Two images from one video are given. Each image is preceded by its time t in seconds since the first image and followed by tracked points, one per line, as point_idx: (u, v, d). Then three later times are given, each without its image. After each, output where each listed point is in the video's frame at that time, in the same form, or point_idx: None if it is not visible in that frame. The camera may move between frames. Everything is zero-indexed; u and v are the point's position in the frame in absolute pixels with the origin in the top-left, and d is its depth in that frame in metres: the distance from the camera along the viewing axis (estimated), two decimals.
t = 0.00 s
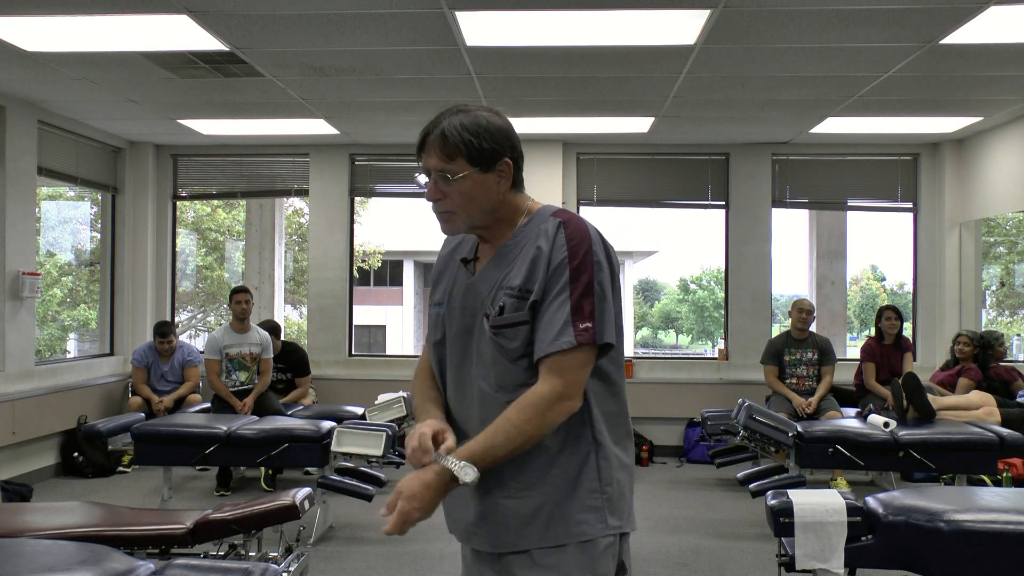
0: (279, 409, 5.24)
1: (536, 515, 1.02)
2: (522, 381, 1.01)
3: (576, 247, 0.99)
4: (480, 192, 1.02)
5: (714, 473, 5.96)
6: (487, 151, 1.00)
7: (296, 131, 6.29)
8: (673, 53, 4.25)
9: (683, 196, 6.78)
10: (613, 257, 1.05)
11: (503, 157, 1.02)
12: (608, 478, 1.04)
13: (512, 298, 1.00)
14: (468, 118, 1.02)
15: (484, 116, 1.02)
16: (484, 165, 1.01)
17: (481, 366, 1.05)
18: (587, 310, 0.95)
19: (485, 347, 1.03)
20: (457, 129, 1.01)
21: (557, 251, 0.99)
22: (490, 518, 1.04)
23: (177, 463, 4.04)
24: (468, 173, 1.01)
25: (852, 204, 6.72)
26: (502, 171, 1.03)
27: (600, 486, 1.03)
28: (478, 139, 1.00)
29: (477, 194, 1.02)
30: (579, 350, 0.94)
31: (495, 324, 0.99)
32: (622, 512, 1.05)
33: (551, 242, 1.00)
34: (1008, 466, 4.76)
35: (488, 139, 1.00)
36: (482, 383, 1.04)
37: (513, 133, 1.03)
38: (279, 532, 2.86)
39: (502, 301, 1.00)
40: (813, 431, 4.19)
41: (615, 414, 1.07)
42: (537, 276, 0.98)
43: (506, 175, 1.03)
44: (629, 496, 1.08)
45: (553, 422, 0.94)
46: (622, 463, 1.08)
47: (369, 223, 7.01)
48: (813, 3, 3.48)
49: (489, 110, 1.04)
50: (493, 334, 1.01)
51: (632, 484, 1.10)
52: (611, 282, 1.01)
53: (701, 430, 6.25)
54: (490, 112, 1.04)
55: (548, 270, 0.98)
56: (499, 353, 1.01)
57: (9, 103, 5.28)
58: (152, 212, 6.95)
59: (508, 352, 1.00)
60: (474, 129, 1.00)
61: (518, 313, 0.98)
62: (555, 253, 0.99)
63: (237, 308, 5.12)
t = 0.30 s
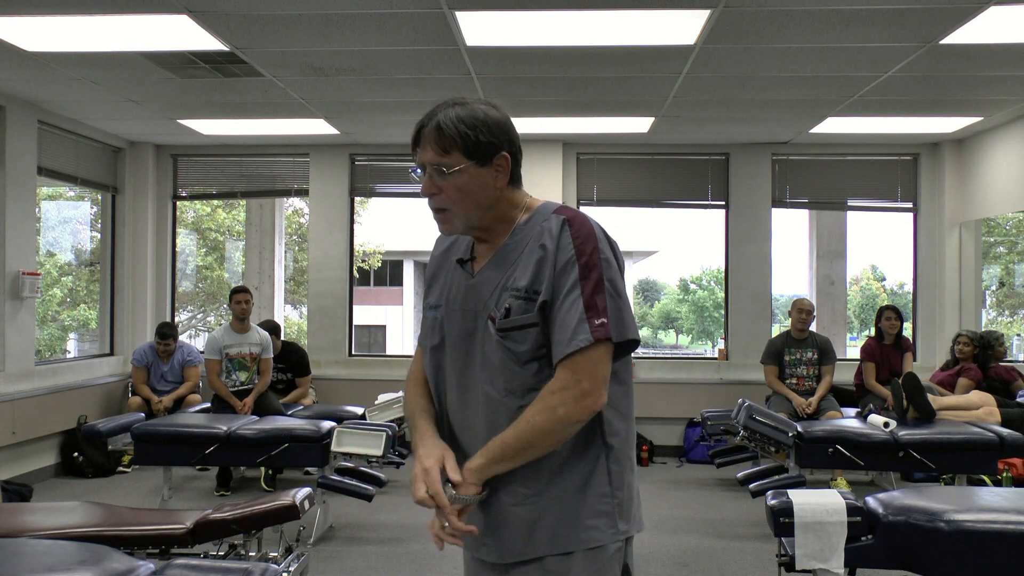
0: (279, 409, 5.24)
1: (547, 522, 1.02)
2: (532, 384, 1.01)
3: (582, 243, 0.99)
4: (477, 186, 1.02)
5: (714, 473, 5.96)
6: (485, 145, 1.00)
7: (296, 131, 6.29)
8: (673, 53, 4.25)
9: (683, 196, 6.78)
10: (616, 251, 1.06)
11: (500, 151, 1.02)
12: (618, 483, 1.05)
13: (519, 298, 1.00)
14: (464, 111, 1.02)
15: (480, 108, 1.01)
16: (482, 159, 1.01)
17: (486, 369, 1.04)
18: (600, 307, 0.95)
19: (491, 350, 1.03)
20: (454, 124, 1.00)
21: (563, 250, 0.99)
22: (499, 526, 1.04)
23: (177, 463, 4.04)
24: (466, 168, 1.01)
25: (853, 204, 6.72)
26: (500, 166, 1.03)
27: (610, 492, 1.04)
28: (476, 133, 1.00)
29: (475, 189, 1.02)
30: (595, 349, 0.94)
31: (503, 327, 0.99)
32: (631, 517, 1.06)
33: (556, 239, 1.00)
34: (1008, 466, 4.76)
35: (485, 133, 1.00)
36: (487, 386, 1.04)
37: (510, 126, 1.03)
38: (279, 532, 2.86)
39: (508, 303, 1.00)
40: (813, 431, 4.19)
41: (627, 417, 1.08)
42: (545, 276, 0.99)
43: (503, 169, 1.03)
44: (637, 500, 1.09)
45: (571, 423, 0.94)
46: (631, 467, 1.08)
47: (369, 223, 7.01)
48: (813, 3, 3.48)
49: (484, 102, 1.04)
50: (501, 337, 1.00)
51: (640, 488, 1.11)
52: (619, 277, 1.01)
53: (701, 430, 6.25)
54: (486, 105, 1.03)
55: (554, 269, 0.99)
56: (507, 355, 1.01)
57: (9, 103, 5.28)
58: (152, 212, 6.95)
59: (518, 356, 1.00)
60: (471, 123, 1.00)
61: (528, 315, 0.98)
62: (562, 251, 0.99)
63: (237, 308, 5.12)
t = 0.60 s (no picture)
0: (279, 409, 5.24)
1: (556, 532, 1.01)
2: (533, 385, 1.00)
3: (587, 239, 0.99)
4: (471, 176, 1.01)
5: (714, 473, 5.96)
6: (482, 133, 1.00)
7: (296, 131, 6.29)
8: (673, 53, 4.25)
9: (683, 196, 6.78)
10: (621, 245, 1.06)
11: (498, 139, 1.01)
12: (627, 491, 1.04)
13: (519, 295, 0.99)
14: (460, 98, 1.01)
15: (479, 96, 1.01)
16: (479, 148, 1.00)
17: (482, 367, 1.03)
18: (609, 304, 0.95)
19: (488, 348, 1.02)
20: (453, 111, 1.00)
21: (569, 245, 0.99)
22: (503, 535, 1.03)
23: (177, 463, 4.04)
24: (462, 158, 1.00)
25: (853, 204, 6.72)
26: (498, 155, 1.02)
27: (620, 500, 1.03)
28: (474, 121, 0.99)
29: (470, 179, 1.01)
30: (608, 349, 0.95)
31: (502, 324, 0.98)
32: (641, 526, 1.06)
33: (558, 234, 1.00)
34: (1009, 466, 4.76)
35: (483, 120, 0.99)
36: (483, 386, 1.03)
37: (510, 115, 1.02)
38: (279, 532, 2.86)
39: (506, 299, 1.00)
40: (813, 431, 4.19)
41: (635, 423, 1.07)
42: (547, 272, 0.98)
43: (501, 160, 1.02)
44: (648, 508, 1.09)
45: (590, 430, 0.94)
46: (642, 474, 1.08)
47: (369, 223, 7.01)
48: (812, 3, 3.48)
49: (483, 89, 1.03)
50: (500, 335, 1.00)
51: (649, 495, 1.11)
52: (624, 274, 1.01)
53: (702, 430, 6.24)
54: (486, 92, 1.03)
55: (557, 265, 0.98)
56: (506, 354, 1.00)
57: (10, 103, 5.28)
58: (152, 212, 6.95)
59: (517, 355, 0.99)
60: (470, 111, 1.00)
61: (528, 312, 0.98)
62: (566, 247, 0.99)
63: (237, 308, 5.12)
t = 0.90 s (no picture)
0: (279, 409, 5.23)
1: (535, 545, 0.95)
2: (507, 390, 0.95)
3: (563, 238, 0.93)
4: (443, 173, 0.97)
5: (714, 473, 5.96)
6: (452, 128, 0.95)
7: (296, 131, 6.29)
8: (674, 53, 4.25)
9: (683, 196, 6.78)
10: (605, 245, 1.00)
11: (472, 134, 0.96)
12: (614, 501, 0.98)
13: (489, 297, 0.94)
14: (433, 90, 0.97)
15: (453, 89, 0.97)
16: (451, 143, 0.96)
17: (455, 371, 0.98)
18: (584, 308, 0.89)
19: (459, 352, 0.98)
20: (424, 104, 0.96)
21: (543, 245, 0.93)
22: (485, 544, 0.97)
23: (177, 463, 4.04)
24: (434, 153, 0.96)
25: (852, 204, 6.72)
26: (472, 150, 0.97)
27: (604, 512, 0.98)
28: (446, 115, 0.95)
29: (440, 175, 0.97)
30: (584, 355, 0.89)
31: (471, 327, 0.94)
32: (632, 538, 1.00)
33: (530, 233, 0.94)
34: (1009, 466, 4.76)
35: (456, 115, 0.95)
36: (456, 390, 0.98)
37: (487, 109, 0.98)
38: (279, 532, 2.86)
39: (476, 300, 0.95)
40: (813, 431, 4.19)
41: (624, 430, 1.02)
42: (517, 274, 0.93)
43: (475, 155, 0.98)
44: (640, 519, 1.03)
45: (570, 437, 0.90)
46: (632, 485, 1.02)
47: (368, 223, 7.00)
48: (812, 3, 3.48)
49: (463, 84, 0.99)
50: (470, 338, 0.95)
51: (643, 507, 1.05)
52: (606, 276, 0.95)
53: (701, 430, 6.24)
54: (464, 87, 0.99)
55: (530, 266, 0.93)
56: (477, 358, 0.95)
57: (10, 103, 5.28)
58: (152, 212, 6.95)
59: (487, 359, 0.95)
60: (442, 104, 0.96)
61: (498, 315, 0.93)
62: (540, 246, 0.93)
63: (237, 308, 5.12)
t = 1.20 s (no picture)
0: (279, 409, 5.23)
1: (449, 543, 0.97)
2: (425, 388, 0.97)
3: (489, 240, 0.96)
4: (376, 173, 1.01)
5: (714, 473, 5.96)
6: (385, 131, 0.99)
7: (296, 131, 6.29)
8: (674, 53, 4.25)
9: (683, 195, 6.78)
10: (533, 250, 1.02)
11: (406, 137, 1.00)
12: (534, 504, 0.99)
13: (411, 294, 0.97)
14: (369, 95, 1.01)
15: (388, 93, 1.00)
16: (385, 145, 0.99)
17: (380, 368, 1.01)
18: (506, 307, 0.92)
19: (381, 348, 1.00)
20: (359, 106, 1.00)
21: (470, 246, 0.96)
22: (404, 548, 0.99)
23: (177, 463, 4.04)
24: (368, 155, 1.00)
25: (852, 204, 6.72)
26: (407, 153, 1.01)
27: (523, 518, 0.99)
28: (380, 118, 0.99)
29: (373, 176, 1.01)
30: (507, 354, 0.92)
31: (395, 323, 0.97)
32: (554, 542, 1.02)
33: (456, 234, 0.97)
34: (1009, 466, 4.76)
35: (389, 118, 0.99)
36: (379, 387, 1.01)
37: (422, 113, 1.01)
38: (279, 532, 2.86)
39: (399, 298, 0.98)
40: (813, 430, 4.19)
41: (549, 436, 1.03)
42: (440, 274, 0.96)
43: (409, 157, 1.01)
44: (566, 525, 1.04)
45: (499, 435, 0.93)
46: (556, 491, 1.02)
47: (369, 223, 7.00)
48: (812, 3, 3.48)
49: (399, 88, 1.03)
50: (393, 335, 0.98)
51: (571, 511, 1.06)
52: (532, 280, 0.98)
53: (701, 430, 6.24)
54: (401, 92, 1.02)
55: (453, 266, 0.95)
56: (398, 354, 0.98)
57: (10, 103, 5.28)
58: (152, 212, 6.95)
59: (409, 355, 0.97)
60: (376, 106, 0.99)
61: (419, 313, 0.96)
62: (465, 249, 0.96)
63: (237, 308, 5.13)
